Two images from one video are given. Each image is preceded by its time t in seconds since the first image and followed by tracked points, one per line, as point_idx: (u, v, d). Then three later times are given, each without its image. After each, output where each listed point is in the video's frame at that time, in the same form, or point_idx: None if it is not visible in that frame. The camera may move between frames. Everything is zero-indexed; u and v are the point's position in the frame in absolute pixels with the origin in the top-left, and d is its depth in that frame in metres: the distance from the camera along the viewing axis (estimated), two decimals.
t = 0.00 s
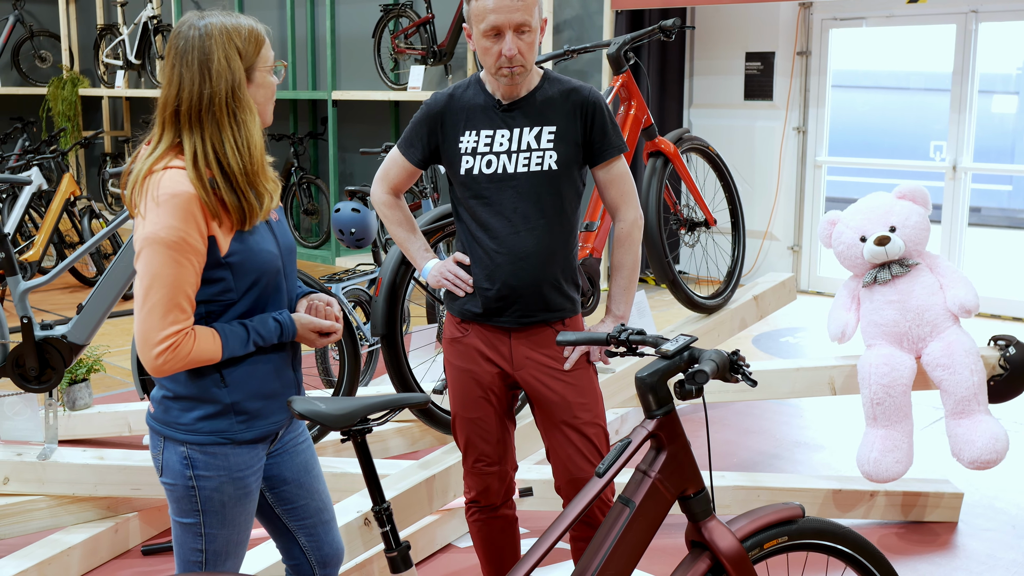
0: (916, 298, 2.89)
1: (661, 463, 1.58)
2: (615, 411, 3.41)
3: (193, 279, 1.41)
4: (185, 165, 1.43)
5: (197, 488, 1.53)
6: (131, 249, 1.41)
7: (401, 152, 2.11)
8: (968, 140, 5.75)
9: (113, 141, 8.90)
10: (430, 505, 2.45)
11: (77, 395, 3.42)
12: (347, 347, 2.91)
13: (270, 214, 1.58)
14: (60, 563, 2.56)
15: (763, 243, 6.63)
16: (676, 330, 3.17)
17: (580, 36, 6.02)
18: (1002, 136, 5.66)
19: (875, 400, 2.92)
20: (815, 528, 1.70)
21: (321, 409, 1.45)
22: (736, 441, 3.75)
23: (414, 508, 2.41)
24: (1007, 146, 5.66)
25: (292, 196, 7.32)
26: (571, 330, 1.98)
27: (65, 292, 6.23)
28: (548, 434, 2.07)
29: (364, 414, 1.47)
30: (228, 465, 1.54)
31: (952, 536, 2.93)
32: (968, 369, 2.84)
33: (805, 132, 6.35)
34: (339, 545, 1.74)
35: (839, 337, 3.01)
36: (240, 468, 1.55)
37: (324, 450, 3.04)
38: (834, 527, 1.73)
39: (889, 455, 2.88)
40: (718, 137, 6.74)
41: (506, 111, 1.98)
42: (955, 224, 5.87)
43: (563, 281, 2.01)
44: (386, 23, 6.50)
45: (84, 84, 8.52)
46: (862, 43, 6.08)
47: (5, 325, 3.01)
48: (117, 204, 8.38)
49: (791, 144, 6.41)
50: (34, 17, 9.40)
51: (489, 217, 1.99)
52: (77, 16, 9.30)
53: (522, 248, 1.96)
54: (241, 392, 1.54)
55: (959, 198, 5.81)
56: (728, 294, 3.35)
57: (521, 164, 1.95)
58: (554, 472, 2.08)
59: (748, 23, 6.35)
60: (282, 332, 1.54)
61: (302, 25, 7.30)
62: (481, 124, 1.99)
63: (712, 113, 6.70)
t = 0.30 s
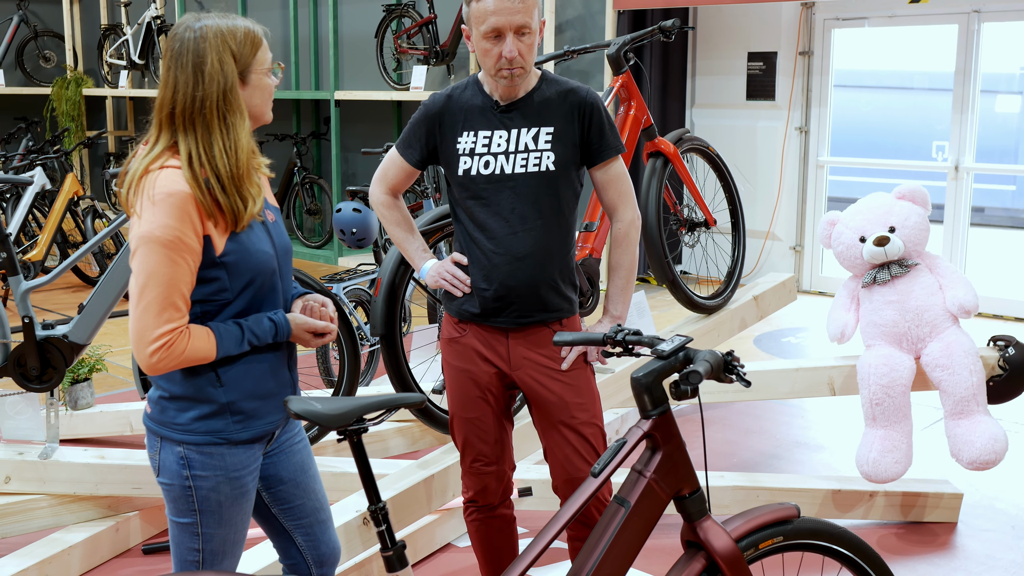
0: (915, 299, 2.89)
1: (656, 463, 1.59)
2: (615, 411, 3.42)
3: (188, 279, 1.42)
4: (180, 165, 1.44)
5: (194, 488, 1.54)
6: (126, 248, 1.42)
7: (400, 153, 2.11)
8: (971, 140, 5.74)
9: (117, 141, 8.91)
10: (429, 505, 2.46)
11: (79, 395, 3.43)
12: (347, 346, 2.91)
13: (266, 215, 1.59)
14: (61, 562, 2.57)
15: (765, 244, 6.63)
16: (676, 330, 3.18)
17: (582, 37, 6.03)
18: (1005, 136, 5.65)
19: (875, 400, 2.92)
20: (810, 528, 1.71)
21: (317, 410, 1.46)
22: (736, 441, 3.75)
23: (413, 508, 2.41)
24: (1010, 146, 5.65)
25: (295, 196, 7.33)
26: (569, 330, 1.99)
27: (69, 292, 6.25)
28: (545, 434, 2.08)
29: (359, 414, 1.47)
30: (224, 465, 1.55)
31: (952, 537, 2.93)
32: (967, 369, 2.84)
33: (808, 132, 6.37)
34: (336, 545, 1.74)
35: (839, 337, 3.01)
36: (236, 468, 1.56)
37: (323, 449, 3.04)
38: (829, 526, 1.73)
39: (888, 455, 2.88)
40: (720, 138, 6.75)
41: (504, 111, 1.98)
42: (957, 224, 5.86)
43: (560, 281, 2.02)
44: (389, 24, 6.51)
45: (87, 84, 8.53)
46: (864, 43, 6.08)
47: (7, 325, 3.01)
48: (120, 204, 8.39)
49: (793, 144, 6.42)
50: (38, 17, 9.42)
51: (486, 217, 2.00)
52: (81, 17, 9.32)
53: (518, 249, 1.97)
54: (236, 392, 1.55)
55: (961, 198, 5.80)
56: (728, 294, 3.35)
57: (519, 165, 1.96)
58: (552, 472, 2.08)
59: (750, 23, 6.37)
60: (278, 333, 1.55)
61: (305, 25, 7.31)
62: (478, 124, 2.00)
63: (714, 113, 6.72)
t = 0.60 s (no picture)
0: (914, 301, 2.89)
1: (646, 466, 1.59)
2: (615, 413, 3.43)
3: (181, 278, 1.43)
4: (163, 164, 1.45)
5: (188, 489, 1.55)
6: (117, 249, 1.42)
7: (395, 156, 2.12)
8: (977, 141, 5.69)
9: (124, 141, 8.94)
10: (425, 506, 2.46)
11: (82, 395, 3.43)
12: (343, 347, 2.92)
13: (253, 217, 1.60)
14: (61, 561, 2.58)
15: (769, 244, 6.63)
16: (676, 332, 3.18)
17: (585, 37, 6.05)
18: (1012, 136, 5.60)
19: (873, 403, 2.91)
20: (801, 531, 1.71)
21: (307, 412, 1.45)
22: (736, 443, 3.75)
23: (410, 509, 2.42)
24: (1016, 146, 5.61)
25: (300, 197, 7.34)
26: (562, 332, 1.99)
27: (74, 292, 6.27)
28: (541, 436, 2.08)
29: (349, 417, 1.47)
30: (217, 467, 1.55)
31: (952, 540, 2.92)
32: (966, 372, 2.83)
33: (812, 133, 6.34)
34: (329, 546, 1.75)
35: (837, 339, 3.01)
36: (230, 469, 1.56)
37: (323, 450, 3.05)
38: (820, 530, 1.73)
39: (887, 458, 2.88)
40: (725, 138, 6.76)
41: (498, 114, 1.99)
42: (962, 225, 5.81)
43: (555, 283, 2.02)
44: (392, 25, 6.53)
45: (94, 85, 8.56)
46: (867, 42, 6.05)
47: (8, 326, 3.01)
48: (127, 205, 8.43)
49: (797, 145, 6.40)
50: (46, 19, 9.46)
51: (481, 220, 2.00)
52: (88, 18, 9.36)
53: (512, 251, 1.97)
54: (229, 392, 1.55)
55: (967, 200, 5.76)
56: (727, 296, 3.35)
57: (513, 167, 1.96)
58: (547, 473, 2.09)
59: (755, 23, 6.38)
60: (273, 325, 1.56)
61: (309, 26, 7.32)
62: (472, 127, 2.00)
63: (719, 113, 6.74)
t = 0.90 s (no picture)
0: (935, 302, 2.86)
1: (651, 467, 1.59)
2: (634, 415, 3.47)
3: (176, 281, 1.49)
4: (165, 167, 1.53)
5: (195, 485, 1.57)
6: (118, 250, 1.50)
7: (406, 157, 2.13)
8: (1004, 140, 5.66)
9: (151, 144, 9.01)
10: (439, 504, 2.47)
11: (106, 392, 3.43)
12: (359, 347, 2.95)
13: (257, 219, 1.66)
14: (85, 555, 2.60)
15: (794, 245, 6.61)
16: (693, 333, 3.18)
17: (607, 37, 6.05)
18: None
19: (893, 406, 2.89)
20: (811, 534, 1.69)
21: (312, 410, 1.47)
22: (757, 445, 3.73)
23: (423, 507, 2.43)
24: None
25: (324, 197, 7.39)
26: (572, 333, 2.00)
27: (103, 291, 6.32)
28: (551, 436, 2.09)
29: (354, 416, 1.48)
30: (223, 463, 1.58)
31: (974, 545, 2.86)
32: (988, 375, 2.81)
33: (837, 132, 6.32)
34: (339, 542, 1.76)
35: (856, 341, 2.99)
36: (236, 466, 1.59)
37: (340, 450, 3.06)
38: (830, 533, 1.71)
39: (907, 462, 2.83)
40: (749, 137, 6.73)
41: (507, 115, 2.00)
42: (991, 224, 5.77)
43: (566, 284, 2.03)
44: (415, 26, 6.55)
45: (123, 87, 8.61)
46: (892, 40, 5.99)
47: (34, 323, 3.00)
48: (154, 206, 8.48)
49: (822, 144, 6.37)
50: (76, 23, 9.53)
51: (491, 220, 2.01)
52: (116, 21, 9.44)
53: (523, 251, 1.98)
54: (234, 393, 1.57)
55: (995, 199, 5.72)
56: (745, 297, 3.34)
57: (523, 168, 1.97)
58: (557, 473, 2.10)
59: (779, 22, 6.36)
60: (265, 325, 1.51)
61: (333, 28, 7.36)
62: (482, 128, 2.01)
63: (743, 113, 6.72)
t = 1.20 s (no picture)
0: (974, 303, 2.81)
1: (673, 464, 1.59)
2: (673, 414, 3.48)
3: (198, 276, 1.53)
4: (193, 166, 1.56)
5: (221, 474, 1.59)
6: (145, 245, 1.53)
7: (437, 156, 2.15)
8: None
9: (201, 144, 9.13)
10: (470, 500, 2.50)
11: (149, 387, 3.44)
12: (393, 345, 2.99)
13: (286, 217, 1.69)
14: (123, 545, 2.63)
15: (840, 246, 6.52)
16: (729, 332, 3.16)
17: (650, 36, 6.03)
18: None
19: (931, 408, 2.83)
20: (835, 534, 1.68)
21: (335, 403, 1.49)
22: (796, 447, 3.70)
23: (455, 502, 2.46)
24: None
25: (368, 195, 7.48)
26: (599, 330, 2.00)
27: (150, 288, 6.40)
28: (578, 433, 2.10)
29: (376, 409, 1.50)
30: (249, 453, 1.60)
31: (1015, 551, 2.78)
32: None
33: (883, 132, 6.22)
34: (370, 534, 1.78)
35: (894, 342, 2.96)
36: (261, 456, 1.61)
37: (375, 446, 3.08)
38: (854, 533, 1.70)
39: (944, 464, 2.77)
40: (795, 137, 6.68)
41: (536, 114, 2.01)
42: None
43: (595, 282, 2.03)
44: (458, 26, 6.57)
45: (173, 88, 8.72)
46: (940, 38, 5.88)
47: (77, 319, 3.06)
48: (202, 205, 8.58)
49: (868, 144, 6.29)
50: (129, 25, 9.69)
51: (519, 218, 2.02)
52: (168, 23, 9.58)
53: (550, 250, 1.99)
54: (258, 386, 1.60)
55: None
56: (783, 298, 3.32)
57: (551, 167, 1.98)
58: (586, 470, 2.10)
59: (826, 21, 6.31)
60: (263, 315, 1.49)
61: (379, 29, 7.41)
62: (512, 127, 2.02)
63: (789, 112, 6.67)
